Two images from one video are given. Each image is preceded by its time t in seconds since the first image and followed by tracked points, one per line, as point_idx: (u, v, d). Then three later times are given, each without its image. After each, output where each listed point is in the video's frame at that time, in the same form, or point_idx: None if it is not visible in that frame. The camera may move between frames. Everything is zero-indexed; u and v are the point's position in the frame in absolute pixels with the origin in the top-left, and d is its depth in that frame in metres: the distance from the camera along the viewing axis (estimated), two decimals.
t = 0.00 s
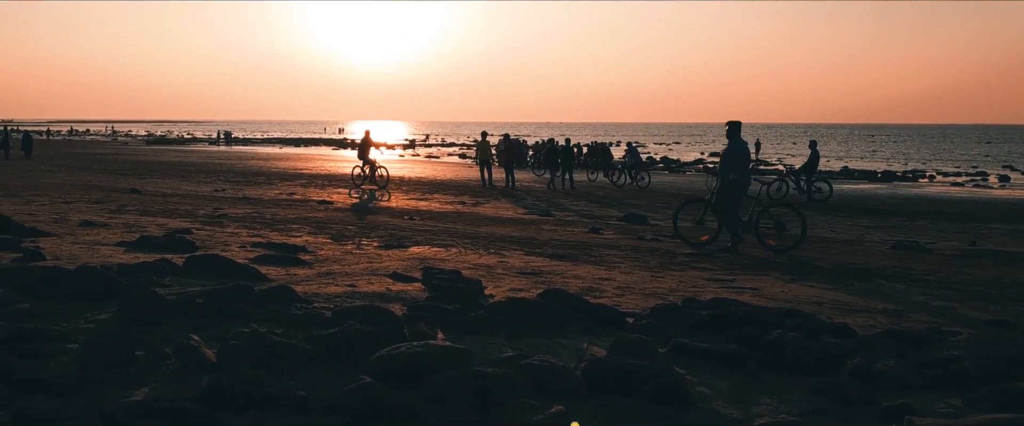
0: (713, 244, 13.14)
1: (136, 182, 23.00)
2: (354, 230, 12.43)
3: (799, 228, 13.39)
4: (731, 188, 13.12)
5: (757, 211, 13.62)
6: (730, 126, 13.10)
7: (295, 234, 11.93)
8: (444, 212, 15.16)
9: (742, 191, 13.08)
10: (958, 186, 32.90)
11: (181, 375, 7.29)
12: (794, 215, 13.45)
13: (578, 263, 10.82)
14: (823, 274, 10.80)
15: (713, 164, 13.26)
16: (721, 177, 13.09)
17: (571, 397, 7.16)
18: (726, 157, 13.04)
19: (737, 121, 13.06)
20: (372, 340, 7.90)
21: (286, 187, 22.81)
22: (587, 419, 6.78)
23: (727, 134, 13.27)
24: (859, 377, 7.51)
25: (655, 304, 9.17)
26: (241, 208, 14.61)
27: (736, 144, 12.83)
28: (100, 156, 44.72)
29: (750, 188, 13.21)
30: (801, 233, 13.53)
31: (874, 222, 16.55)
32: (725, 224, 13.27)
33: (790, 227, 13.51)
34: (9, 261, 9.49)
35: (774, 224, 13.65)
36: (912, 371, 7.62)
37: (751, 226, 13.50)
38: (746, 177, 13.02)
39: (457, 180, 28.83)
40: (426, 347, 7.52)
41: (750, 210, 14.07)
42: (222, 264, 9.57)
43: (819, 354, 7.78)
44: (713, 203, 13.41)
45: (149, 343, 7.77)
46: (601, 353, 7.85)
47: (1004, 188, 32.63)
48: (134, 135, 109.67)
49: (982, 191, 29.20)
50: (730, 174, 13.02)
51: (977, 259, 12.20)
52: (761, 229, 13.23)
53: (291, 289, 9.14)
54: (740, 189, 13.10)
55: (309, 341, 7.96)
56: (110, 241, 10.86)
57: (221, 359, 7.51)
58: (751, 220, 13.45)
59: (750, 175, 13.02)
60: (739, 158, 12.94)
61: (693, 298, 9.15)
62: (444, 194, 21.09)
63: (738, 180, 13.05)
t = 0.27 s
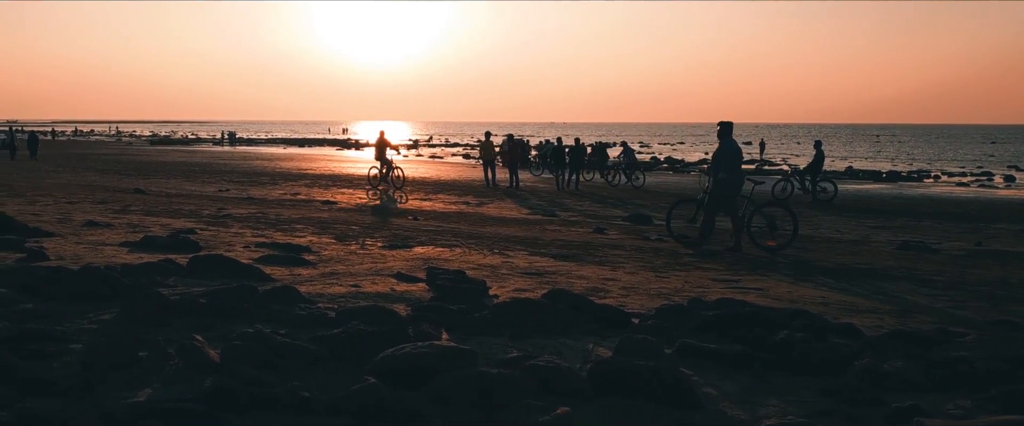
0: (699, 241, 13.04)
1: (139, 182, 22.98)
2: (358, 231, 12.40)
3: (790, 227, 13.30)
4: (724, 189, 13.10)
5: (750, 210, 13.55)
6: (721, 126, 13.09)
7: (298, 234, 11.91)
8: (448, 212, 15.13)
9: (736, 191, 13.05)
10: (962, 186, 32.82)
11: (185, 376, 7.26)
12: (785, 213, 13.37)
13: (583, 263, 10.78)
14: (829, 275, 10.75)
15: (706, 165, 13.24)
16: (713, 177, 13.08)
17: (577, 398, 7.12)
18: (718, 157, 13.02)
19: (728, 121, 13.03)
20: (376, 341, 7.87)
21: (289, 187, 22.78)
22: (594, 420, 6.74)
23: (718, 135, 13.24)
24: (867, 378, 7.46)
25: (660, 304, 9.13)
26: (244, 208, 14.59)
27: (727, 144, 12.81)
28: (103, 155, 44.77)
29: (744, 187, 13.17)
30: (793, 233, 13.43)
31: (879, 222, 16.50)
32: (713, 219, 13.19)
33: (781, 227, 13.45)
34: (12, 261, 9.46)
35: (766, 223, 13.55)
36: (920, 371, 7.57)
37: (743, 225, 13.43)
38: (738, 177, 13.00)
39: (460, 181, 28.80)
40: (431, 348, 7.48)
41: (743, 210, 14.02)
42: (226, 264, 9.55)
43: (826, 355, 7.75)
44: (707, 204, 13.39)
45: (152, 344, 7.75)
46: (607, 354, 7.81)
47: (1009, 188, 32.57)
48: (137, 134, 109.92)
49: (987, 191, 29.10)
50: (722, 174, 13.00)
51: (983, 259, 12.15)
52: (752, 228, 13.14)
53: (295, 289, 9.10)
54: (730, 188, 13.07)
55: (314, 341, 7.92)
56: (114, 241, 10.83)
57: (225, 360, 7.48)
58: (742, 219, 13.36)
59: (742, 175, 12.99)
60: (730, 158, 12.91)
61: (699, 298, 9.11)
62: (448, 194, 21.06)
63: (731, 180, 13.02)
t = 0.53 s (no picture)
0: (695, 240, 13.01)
1: (147, 182, 23.01)
2: (364, 230, 12.38)
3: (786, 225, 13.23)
4: (710, 187, 13.05)
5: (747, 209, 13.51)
6: (709, 125, 13.00)
7: (305, 233, 11.89)
8: (454, 211, 15.10)
9: (722, 190, 12.98)
10: (971, 186, 32.66)
11: (189, 372, 7.24)
12: (781, 211, 13.30)
13: (589, 261, 10.72)
14: (837, 274, 10.69)
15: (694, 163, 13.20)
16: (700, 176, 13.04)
17: (583, 394, 7.07)
18: (704, 155, 12.97)
19: (716, 120, 12.93)
20: (381, 337, 7.83)
21: (296, 187, 22.80)
22: (600, 415, 6.68)
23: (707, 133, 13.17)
24: (878, 375, 7.38)
25: (667, 302, 9.08)
26: (251, 207, 14.58)
27: (712, 142, 12.74)
28: (112, 156, 45.00)
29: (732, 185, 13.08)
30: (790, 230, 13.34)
31: (887, 221, 16.40)
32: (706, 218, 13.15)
33: (779, 226, 13.40)
34: (17, 260, 9.45)
35: (763, 221, 13.51)
36: (930, 368, 7.50)
37: (740, 224, 13.40)
38: (726, 175, 12.91)
39: (467, 181, 28.79)
40: (437, 343, 7.44)
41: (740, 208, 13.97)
42: (231, 262, 9.53)
43: (835, 351, 7.68)
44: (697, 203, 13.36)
45: (157, 340, 7.72)
46: (614, 350, 7.75)
47: (1018, 188, 32.41)
48: (145, 139, 110.41)
49: (997, 191, 28.95)
50: (708, 173, 12.95)
51: (993, 258, 12.05)
52: (747, 227, 13.11)
53: (300, 287, 9.08)
54: (716, 187, 13.00)
55: (318, 337, 7.89)
56: (120, 239, 10.82)
57: (229, 356, 7.45)
58: (736, 218, 13.34)
59: (729, 173, 12.91)
60: (716, 157, 12.84)
61: (706, 296, 9.04)
62: (455, 194, 21.03)
63: (717, 179, 12.96)
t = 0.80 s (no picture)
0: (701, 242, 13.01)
1: (156, 186, 23.09)
2: (372, 230, 12.38)
3: (784, 226, 13.20)
4: (702, 185, 13.06)
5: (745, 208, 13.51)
6: (703, 123, 13.02)
7: (312, 234, 11.90)
8: (461, 213, 15.09)
9: (714, 188, 12.99)
10: (981, 188, 32.48)
11: (196, 368, 7.21)
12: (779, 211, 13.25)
13: (597, 261, 10.69)
14: (846, 274, 10.61)
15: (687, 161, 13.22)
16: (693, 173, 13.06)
17: (591, 389, 7.01)
18: (697, 153, 12.99)
19: (710, 118, 12.95)
20: (388, 334, 7.80)
21: (305, 190, 22.85)
22: (608, 410, 6.63)
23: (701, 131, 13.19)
24: (890, 371, 7.30)
25: (675, 300, 9.02)
26: (259, 209, 14.61)
27: (705, 140, 12.76)
28: (123, 160, 45.35)
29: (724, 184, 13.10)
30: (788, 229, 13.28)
31: (896, 222, 16.31)
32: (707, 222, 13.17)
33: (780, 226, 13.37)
34: (26, 259, 9.47)
35: (762, 220, 13.48)
36: (942, 365, 7.41)
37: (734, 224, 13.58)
38: (718, 173, 12.93)
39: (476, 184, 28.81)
40: (444, 338, 7.41)
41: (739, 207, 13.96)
42: (238, 260, 9.53)
43: (845, 347, 7.60)
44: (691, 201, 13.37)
45: (163, 336, 7.71)
46: (622, 346, 7.70)
47: None
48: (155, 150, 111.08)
49: (1007, 193, 28.78)
50: (700, 171, 12.97)
51: (1005, 258, 11.95)
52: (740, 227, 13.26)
53: (307, 285, 9.08)
54: (708, 185, 13.01)
55: (325, 333, 7.86)
56: (128, 240, 10.85)
57: (235, 352, 7.43)
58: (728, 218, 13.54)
59: (721, 171, 12.92)
60: (709, 154, 12.85)
61: (714, 294, 8.98)
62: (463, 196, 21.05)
63: (709, 176, 12.97)
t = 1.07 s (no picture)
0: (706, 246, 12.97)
1: (163, 190, 23.17)
2: (377, 233, 12.39)
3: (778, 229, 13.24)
4: (696, 188, 13.05)
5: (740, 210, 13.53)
6: (696, 126, 13.03)
7: (317, 236, 11.92)
8: (467, 216, 15.10)
9: (708, 191, 12.98)
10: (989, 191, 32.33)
11: (199, 366, 7.20)
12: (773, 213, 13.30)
13: (602, 263, 10.66)
14: (853, 276, 10.54)
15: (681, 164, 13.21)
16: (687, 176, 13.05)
17: (596, 386, 6.96)
18: (691, 157, 12.98)
19: (702, 121, 12.96)
20: (391, 332, 7.78)
21: (311, 194, 22.88)
22: (613, 407, 6.58)
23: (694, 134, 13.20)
24: (897, 370, 7.23)
25: (680, 301, 8.98)
26: (264, 213, 14.64)
27: (698, 143, 12.77)
28: (131, 164, 45.57)
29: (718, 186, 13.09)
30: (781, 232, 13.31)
31: (903, 225, 16.23)
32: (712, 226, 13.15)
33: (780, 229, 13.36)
34: (31, 260, 9.49)
35: (755, 223, 13.49)
36: (950, 364, 7.34)
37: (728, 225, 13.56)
38: (713, 175, 12.92)
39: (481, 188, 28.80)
40: (447, 336, 7.39)
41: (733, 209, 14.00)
42: (244, 262, 9.54)
43: (852, 346, 7.55)
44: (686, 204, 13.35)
45: (167, 334, 7.70)
46: (627, 344, 7.66)
47: None
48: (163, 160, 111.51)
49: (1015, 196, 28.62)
50: (694, 173, 12.97)
51: (1013, 259, 11.87)
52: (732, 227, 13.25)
53: (310, 285, 9.08)
54: (703, 187, 13.00)
55: (329, 332, 7.85)
56: (133, 242, 10.88)
57: (238, 350, 7.41)
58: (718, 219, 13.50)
59: (714, 174, 12.92)
60: (703, 157, 12.85)
61: (720, 294, 8.94)
62: (469, 200, 21.06)
63: (702, 179, 12.96)
